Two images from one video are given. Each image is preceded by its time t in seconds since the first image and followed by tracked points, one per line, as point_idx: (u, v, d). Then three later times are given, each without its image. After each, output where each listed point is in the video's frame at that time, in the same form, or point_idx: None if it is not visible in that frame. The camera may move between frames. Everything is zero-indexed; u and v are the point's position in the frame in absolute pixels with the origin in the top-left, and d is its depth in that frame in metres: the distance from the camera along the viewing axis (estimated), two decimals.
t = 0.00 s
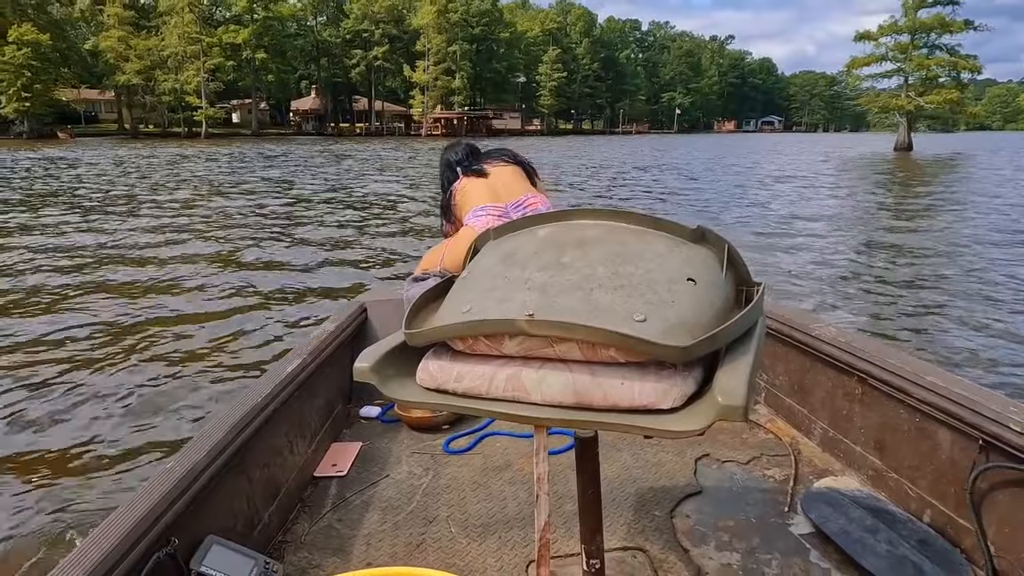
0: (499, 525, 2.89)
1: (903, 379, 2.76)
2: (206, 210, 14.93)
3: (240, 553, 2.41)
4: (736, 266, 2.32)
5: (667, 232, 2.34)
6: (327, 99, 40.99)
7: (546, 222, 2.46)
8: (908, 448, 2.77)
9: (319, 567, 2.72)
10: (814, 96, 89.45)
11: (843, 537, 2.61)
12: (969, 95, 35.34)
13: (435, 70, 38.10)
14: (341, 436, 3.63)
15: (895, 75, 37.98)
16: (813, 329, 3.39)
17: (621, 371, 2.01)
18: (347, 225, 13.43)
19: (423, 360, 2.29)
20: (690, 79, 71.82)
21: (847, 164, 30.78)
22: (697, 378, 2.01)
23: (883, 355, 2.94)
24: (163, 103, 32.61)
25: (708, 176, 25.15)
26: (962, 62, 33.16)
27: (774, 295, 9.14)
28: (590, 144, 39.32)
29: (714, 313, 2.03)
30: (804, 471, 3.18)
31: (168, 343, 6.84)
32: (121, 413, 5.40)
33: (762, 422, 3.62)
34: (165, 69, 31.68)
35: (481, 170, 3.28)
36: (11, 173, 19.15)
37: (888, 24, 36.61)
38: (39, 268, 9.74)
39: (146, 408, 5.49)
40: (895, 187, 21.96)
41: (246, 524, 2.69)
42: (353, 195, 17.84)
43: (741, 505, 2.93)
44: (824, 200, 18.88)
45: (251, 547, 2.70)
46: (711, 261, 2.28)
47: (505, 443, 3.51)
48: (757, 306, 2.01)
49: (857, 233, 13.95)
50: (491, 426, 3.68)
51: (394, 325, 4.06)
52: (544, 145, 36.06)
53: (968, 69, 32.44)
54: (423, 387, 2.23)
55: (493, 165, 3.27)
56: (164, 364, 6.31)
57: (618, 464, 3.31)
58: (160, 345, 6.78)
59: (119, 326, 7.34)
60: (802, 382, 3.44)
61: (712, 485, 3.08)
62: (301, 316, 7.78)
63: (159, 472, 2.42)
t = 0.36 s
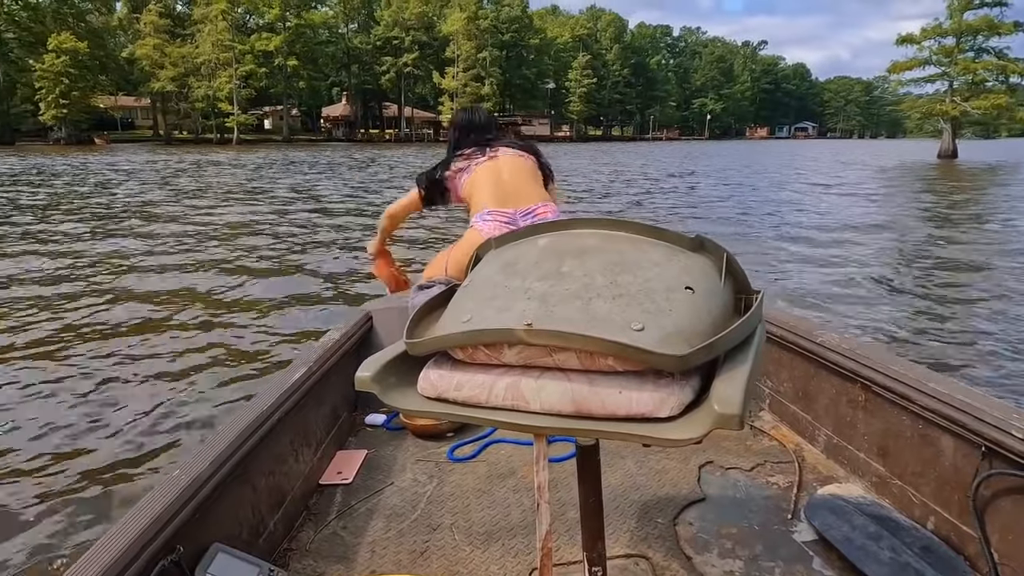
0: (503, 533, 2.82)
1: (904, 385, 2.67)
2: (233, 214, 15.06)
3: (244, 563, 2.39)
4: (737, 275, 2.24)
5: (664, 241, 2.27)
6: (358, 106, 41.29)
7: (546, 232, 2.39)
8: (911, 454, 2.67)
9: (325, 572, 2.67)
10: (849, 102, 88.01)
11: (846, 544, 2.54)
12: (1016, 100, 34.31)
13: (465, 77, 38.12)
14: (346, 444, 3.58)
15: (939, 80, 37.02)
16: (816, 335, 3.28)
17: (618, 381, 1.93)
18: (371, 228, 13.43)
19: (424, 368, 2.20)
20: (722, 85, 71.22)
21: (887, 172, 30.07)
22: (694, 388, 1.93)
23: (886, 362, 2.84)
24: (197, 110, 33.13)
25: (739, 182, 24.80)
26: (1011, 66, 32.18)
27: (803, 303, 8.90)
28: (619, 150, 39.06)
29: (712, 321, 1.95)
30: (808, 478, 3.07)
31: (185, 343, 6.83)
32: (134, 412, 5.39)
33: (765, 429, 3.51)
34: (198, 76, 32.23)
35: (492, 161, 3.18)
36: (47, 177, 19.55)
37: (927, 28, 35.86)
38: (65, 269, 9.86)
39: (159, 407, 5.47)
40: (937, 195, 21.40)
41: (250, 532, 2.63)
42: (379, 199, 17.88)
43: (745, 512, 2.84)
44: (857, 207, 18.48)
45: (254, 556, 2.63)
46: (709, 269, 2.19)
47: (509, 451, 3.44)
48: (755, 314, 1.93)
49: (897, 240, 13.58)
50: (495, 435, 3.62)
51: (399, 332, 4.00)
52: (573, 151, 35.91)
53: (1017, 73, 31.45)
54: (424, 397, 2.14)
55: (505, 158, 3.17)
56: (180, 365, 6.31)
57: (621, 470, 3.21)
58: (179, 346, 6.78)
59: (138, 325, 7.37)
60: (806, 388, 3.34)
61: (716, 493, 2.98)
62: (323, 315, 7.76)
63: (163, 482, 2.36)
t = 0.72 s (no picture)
0: (509, 534, 2.75)
1: (908, 393, 2.64)
2: (261, 222, 15.21)
3: (257, 557, 2.35)
4: (740, 282, 2.17)
5: (670, 246, 2.19)
6: (387, 116, 41.66)
7: (553, 236, 2.31)
8: (915, 460, 2.64)
9: (334, 569, 2.62)
10: (884, 110, 86.59)
11: (850, 548, 2.51)
12: None
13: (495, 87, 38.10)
14: (355, 446, 3.53)
15: (981, 88, 36.18)
16: (819, 342, 3.22)
17: (624, 383, 1.85)
18: (396, 237, 13.45)
19: (434, 370, 2.10)
20: (754, 94, 70.53)
21: (925, 182, 29.47)
22: (698, 389, 1.87)
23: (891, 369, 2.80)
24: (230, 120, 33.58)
25: (769, 193, 24.49)
26: None
27: (832, 316, 8.70)
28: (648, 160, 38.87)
29: (717, 326, 1.89)
30: (811, 483, 3.02)
31: (202, 349, 6.84)
32: (147, 415, 5.37)
33: (768, 435, 3.42)
34: (231, 88, 32.67)
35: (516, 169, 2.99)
36: (83, 187, 19.97)
37: (964, 37, 35.23)
38: (93, 275, 10.01)
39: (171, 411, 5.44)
40: (977, 206, 20.89)
41: (262, 531, 2.59)
42: (404, 208, 17.92)
43: (748, 516, 2.80)
44: (891, 217, 18.13)
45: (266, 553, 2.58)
46: (714, 275, 2.11)
47: (518, 455, 3.35)
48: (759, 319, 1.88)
49: (934, 252, 13.26)
50: (504, 438, 3.53)
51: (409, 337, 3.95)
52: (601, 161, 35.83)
53: None
54: (433, 397, 2.05)
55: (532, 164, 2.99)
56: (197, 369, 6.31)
57: (628, 475, 3.14)
58: (196, 352, 6.78)
59: (159, 330, 7.42)
60: (809, 394, 3.26)
61: (720, 499, 2.92)
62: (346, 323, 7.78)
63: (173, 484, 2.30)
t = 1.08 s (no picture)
0: (507, 542, 2.67)
1: (900, 410, 2.55)
2: (282, 236, 15.27)
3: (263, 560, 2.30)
4: (734, 298, 2.08)
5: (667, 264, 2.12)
6: (413, 132, 41.92)
7: (551, 249, 2.24)
8: (904, 476, 2.54)
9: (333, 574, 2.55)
10: (916, 123, 85.34)
11: (838, 560, 2.40)
12: None
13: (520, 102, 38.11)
14: (358, 454, 3.47)
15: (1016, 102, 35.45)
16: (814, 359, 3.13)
17: (618, 396, 1.78)
18: (415, 252, 13.42)
19: (437, 380, 2.00)
20: (782, 108, 69.97)
21: (957, 197, 28.89)
22: (690, 402, 1.79)
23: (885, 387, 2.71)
24: (257, 135, 33.97)
25: (796, 208, 24.14)
26: None
27: (858, 334, 8.45)
28: (673, 175, 38.62)
29: (709, 342, 1.82)
30: (803, 498, 2.90)
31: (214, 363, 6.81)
32: (153, 432, 5.34)
33: (763, 450, 3.31)
34: (258, 103, 33.07)
35: (519, 202, 2.69)
36: (111, 201, 20.27)
37: (999, 50, 34.57)
38: (113, 287, 10.08)
39: (178, 429, 5.43)
40: (1011, 222, 20.41)
41: (267, 535, 2.54)
42: (425, 224, 17.93)
43: (742, 528, 2.69)
44: (922, 233, 17.76)
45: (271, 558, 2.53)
46: (706, 291, 2.03)
47: (519, 464, 3.27)
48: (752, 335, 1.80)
49: (965, 269, 12.93)
50: (506, 447, 3.46)
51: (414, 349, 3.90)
52: (626, 176, 35.66)
53: None
54: (436, 405, 1.94)
55: (540, 194, 2.68)
56: (207, 385, 6.29)
57: (623, 487, 3.04)
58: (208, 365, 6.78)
59: (172, 344, 7.42)
60: (804, 410, 3.16)
61: (713, 511, 2.82)
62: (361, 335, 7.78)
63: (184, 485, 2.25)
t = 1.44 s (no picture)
0: (492, 562, 2.59)
1: (874, 428, 2.50)
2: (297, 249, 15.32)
3: None
4: (702, 322, 2.12)
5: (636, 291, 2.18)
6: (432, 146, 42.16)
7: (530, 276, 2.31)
8: (878, 492, 2.47)
9: None
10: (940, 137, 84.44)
11: None
12: None
13: (538, 116, 38.18)
14: (349, 475, 3.39)
15: None
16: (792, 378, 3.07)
17: (586, 417, 1.78)
18: (427, 266, 13.40)
19: (413, 403, 2.00)
20: (803, 122, 69.60)
21: (981, 213, 28.50)
22: (655, 425, 1.79)
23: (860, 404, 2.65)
24: (278, 150, 34.31)
25: (815, 222, 23.93)
26: None
27: (875, 349, 8.29)
28: (693, 190, 38.45)
29: (675, 364, 1.86)
30: (781, 515, 2.80)
31: (220, 373, 6.80)
32: (151, 443, 5.30)
33: (741, 467, 3.21)
34: (279, 118, 33.42)
35: (511, 228, 2.79)
36: (131, 215, 20.48)
37: None
38: (124, 299, 10.12)
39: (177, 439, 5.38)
40: None
41: (258, 556, 2.47)
42: (440, 238, 17.93)
43: (720, 548, 2.57)
44: (943, 249, 17.51)
45: None
46: (675, 316, 2.09)
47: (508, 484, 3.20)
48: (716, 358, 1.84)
49: (986, 285, 12.71)
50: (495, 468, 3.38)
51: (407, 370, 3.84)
52: (645, 190, 35.56)
53: None
54: (411, 428, 1.93)
55: (530, 220, 2.78)
56: (211, 395, 6.26)
57: (605, 505, 2.92)
58: (214, 375, 6.78)
59: (179, 355, 7.41)
60: (782, 427, 3.08)
61: (694, 528, 2.71)
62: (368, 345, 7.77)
63: (167, 513, 2.16)
